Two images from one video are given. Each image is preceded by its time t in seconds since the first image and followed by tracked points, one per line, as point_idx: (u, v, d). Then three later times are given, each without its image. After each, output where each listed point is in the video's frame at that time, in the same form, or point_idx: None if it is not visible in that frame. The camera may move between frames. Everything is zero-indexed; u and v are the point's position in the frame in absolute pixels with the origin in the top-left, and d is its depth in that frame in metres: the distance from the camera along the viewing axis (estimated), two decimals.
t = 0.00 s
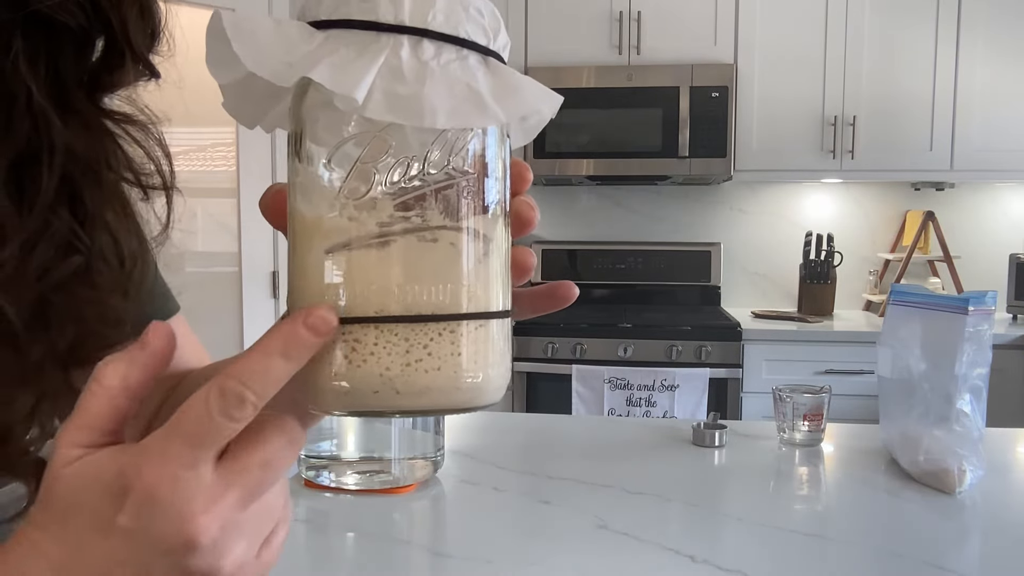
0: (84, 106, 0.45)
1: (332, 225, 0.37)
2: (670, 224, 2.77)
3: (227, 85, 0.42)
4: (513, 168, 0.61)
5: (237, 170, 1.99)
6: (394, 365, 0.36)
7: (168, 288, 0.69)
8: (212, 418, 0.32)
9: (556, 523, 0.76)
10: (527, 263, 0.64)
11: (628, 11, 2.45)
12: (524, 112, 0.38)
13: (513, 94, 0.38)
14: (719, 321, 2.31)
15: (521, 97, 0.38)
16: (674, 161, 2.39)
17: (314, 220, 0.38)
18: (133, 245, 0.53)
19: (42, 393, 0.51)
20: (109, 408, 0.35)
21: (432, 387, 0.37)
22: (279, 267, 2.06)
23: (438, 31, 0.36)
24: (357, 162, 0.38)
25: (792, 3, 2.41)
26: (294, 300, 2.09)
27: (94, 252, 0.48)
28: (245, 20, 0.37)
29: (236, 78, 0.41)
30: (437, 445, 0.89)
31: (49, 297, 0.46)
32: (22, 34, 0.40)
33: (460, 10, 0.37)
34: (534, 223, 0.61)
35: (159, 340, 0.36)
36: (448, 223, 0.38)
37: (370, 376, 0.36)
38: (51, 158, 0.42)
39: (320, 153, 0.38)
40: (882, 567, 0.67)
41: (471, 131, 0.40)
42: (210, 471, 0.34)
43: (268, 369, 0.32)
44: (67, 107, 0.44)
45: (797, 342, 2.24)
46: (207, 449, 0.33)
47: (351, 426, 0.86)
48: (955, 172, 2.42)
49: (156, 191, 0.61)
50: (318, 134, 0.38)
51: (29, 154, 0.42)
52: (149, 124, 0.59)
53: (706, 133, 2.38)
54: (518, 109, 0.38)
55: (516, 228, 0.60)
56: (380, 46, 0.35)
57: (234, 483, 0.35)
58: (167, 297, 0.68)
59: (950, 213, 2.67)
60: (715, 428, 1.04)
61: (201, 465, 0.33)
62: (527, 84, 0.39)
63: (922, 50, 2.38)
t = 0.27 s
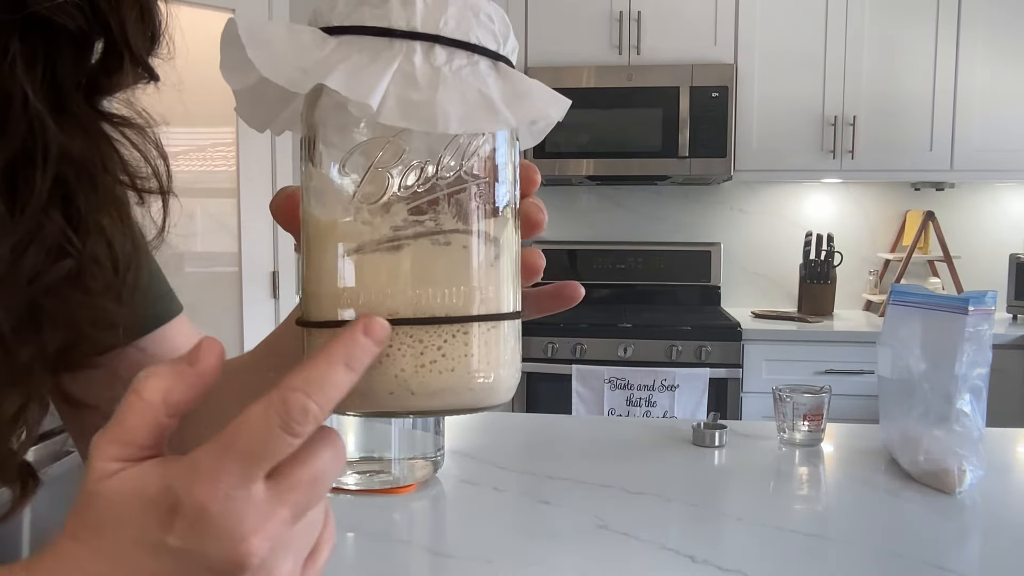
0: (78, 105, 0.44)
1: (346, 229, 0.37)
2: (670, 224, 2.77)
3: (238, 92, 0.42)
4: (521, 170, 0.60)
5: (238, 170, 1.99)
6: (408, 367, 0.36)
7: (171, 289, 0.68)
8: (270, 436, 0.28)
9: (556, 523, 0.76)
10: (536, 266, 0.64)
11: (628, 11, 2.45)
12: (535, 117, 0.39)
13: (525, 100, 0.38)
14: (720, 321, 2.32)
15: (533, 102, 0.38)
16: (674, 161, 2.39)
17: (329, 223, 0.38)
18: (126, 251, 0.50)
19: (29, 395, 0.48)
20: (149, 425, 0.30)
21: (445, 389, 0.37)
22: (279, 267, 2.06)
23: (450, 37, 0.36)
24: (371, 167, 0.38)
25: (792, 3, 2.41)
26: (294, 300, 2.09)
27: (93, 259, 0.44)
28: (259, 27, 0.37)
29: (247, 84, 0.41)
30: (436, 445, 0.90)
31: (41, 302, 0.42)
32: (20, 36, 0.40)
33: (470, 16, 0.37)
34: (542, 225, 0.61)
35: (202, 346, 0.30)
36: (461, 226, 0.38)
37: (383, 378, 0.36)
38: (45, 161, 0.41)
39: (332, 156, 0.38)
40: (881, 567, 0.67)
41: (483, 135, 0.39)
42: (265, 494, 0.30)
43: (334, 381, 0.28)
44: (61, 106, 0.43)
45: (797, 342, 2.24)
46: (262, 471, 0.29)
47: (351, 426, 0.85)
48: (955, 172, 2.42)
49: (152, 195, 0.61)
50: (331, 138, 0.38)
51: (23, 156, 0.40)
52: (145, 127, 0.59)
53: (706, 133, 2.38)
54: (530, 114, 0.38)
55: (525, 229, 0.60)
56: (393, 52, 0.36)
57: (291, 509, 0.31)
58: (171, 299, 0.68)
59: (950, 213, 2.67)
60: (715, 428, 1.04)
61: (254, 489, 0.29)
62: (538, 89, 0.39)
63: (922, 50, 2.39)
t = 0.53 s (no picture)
0: (76, 106, 0.44)
1: (342, 240, 0.37)
2: (670, 224, 2.77)
3: (232, 100, 0.41)
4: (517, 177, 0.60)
5: (238, 170, 1.99)
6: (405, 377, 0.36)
7: (170, 290, 0.68)
8: (355, 466, 0.30)
9: (556, 523, 0.76)
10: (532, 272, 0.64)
11: (628, 11, 2.45)
12: (531, 126, 0.38)
13: (519, 108, 0.38)
14: (719, 321, 2.32)
15: (527, 111, 0.38)
16: (674, 161, 2.39)
17: (325, 234, 0.37)
18: (127, 254, 0.49)
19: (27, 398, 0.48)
20: (216, 460, 0.30)
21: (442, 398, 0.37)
22: (279, 267, 2.06)
23: (445, 46, 0.36)
24: (367, 177, 0.38)
25: (792, 3, 2.41)
26: (294, 300, 2.09)
27: (91, 261, 0.44)
28: (253, 36, 0.37)
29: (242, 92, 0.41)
30: (436, 445, 0.89)
31: (37, 304, 0.42)
32: (18, 37, 0.40)
33: (465, 24, 0.37)
34: (538, 231, 0.60)
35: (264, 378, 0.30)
36: (457, 236, 0.38)
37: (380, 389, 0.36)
38: (43, 162, 0.41)
39: (328, 164, 0.38)
40: (882, 567, 0.67)
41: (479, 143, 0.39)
42: (343, 515, 0.32)
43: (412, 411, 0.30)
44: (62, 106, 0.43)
45: (798, 342, 2.24)
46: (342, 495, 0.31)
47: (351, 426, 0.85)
48: (955, 172, 2.42)
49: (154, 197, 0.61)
50: (326, 147, 0.38)
51: (20, 157, 0.40)
52: (145, 128, 0.59)
53: (706, 133, 2.38)
54: (524, 123, 0.38)
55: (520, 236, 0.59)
56: (388, 62, 0.36)
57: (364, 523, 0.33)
58: (169, 299, 0.67)
59: (950, 213, 2.67)
60: (715, 428, 1.04)
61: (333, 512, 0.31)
62: (533, 96, 0.39)
63: (922, 50, 2.39)
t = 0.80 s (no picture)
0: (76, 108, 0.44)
1: (328, 238, 0.37)
2: (670, 224, 2.77)
3: (220, 99, 0.42)
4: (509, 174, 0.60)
5: (238, 170, 1.99)
6: (391, 375, 0.36)
7: (166, 291, 0.68)
8: (442, 480, 0.32)
9: (556, 523, 0.76)
10: (522, 271, 0.63)
11: (628, 11, 2.45)
12: (518, 122, 0.38)
13: (507, 104, 0.38)
14: (720, 321, 2.31)
15: (516, 106, 0.38)
16: (674, 161, 2.39)
17: (311, 232, 0.37)
18: (126, 256, 0.48)
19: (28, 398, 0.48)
20: (295, 478, 0.31)
21: (429, 397, 0.37)
22: (279, 267, 2.06)
23: (430, 43, 0.36)
24: (354, 174, 0.38)
25: (792, 3, 2.41)
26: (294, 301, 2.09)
27: (90, 262, 0.44)
28: (239, 35, 0.37)
29: (230, 91, 0.41)
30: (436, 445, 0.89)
31: (36, 305, 0.42)
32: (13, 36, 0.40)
33: (451, 20, 0.36)
34: (527, 228, 0.60)
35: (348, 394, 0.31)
36: (444, 233, 0.38)
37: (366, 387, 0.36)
38: (39, 162, 0.41)
39: (315, 161, 0.38)
40: (882, 568, 0.67)
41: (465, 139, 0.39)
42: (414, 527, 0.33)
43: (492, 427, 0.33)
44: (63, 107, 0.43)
45: (798, 342, 2.24)
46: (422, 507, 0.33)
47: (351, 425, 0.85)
48: (955, 172, 2.42)
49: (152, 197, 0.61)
50: (312, 144, 0.38)
51: (18, 158, 0.40)
52: (142, 127, 0.59)
53: (706, 133, 2.38)
54: (511, 119, 0.38)
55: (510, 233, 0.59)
56: (372, 58, 0.35)
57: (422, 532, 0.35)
58: (165, 301, 0.67)
59: (950, 213, 2.67)
60: (715, 428, 1.04)
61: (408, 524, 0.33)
62: (521, 92, 0.39)
63: (922, 50, 2.38)
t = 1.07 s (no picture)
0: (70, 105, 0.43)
1: (322, 235, 0.37)
2: (670, 224, 2.77)
3: (218, 98, 0.42)
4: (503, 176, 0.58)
5: (237, 170, 1.99)
6: (384, 372, 0.36)
7: (163, 292, 0.68)
8: (363, 503, 0.30)
9: (555, 524, 0.76)
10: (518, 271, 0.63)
11: (628, 11, 2.45)
12: (513, 122, 0.38)
13: (503, 104, 0.38)
14: (720, 321, 2.31)
15: (512, 106, 0.38)
16: (674, 161, 2.39)
17: (305, 229, 0.38)
18: (121, 257, 0.48)
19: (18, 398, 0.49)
20: (225, 483, 0.30)
21: (420, 395, 0.36)
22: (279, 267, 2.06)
23: (427, 43, 0.36)
24: (348, 172, 0.38)
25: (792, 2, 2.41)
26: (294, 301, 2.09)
27: (83, 262, 0.44)
28: (237, 32, 0.37)
29: (227, 89, 0.41)
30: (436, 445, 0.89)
31: (25, 305, 0.42)
32: (10, 33, 0.40)
33: (448, 21, 0.37)
34: (522, 230, 0.60)
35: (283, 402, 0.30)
36: (437, 232, 0.38)
37: (359, 384, 0.36)
38: (33, 162, 0.40)
39: (311, 159, 0.38)
40: (882, 567, 0.67)
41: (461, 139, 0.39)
42: (345, 546, 0.32)
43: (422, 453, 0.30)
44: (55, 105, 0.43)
45: (798, 342, 2.24)
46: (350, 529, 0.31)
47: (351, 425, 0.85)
48: (955, 172, 2.42)
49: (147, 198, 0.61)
50: (308, 142, 0.38)
51: (12, 156, 0.40)
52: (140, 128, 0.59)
53: (706, 133, 2.38)
54: (507, 121, 0.38)
55: (504, 235, 0.59)
56: (369, 58, 0.36)
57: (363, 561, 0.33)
58: (162, 301, 0.67)
59: (950, 213, 2.67)
60: (715, 428, 1.04)
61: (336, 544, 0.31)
62: (517, 94, 0.39)
63: (922, 50, 2.39)
